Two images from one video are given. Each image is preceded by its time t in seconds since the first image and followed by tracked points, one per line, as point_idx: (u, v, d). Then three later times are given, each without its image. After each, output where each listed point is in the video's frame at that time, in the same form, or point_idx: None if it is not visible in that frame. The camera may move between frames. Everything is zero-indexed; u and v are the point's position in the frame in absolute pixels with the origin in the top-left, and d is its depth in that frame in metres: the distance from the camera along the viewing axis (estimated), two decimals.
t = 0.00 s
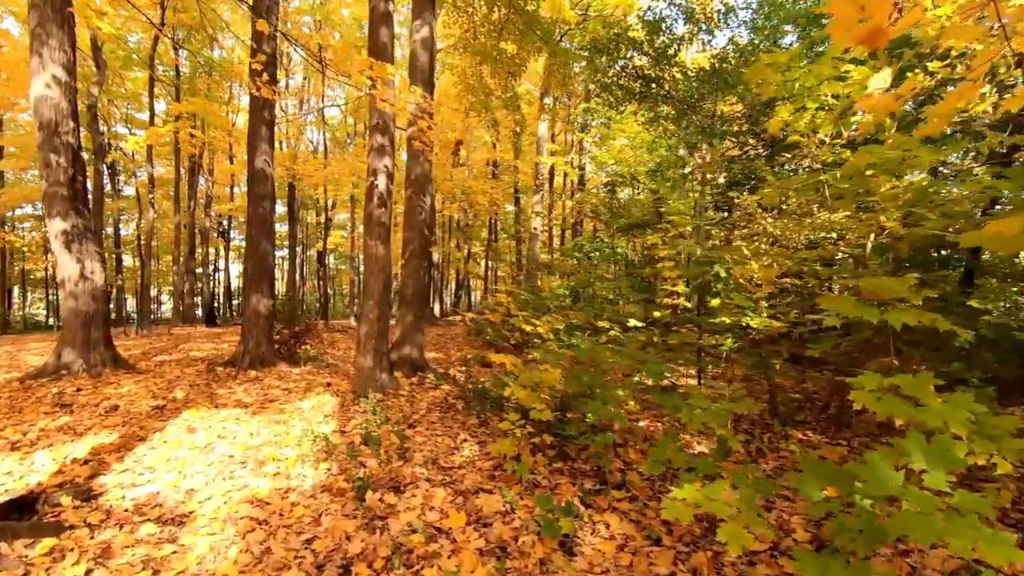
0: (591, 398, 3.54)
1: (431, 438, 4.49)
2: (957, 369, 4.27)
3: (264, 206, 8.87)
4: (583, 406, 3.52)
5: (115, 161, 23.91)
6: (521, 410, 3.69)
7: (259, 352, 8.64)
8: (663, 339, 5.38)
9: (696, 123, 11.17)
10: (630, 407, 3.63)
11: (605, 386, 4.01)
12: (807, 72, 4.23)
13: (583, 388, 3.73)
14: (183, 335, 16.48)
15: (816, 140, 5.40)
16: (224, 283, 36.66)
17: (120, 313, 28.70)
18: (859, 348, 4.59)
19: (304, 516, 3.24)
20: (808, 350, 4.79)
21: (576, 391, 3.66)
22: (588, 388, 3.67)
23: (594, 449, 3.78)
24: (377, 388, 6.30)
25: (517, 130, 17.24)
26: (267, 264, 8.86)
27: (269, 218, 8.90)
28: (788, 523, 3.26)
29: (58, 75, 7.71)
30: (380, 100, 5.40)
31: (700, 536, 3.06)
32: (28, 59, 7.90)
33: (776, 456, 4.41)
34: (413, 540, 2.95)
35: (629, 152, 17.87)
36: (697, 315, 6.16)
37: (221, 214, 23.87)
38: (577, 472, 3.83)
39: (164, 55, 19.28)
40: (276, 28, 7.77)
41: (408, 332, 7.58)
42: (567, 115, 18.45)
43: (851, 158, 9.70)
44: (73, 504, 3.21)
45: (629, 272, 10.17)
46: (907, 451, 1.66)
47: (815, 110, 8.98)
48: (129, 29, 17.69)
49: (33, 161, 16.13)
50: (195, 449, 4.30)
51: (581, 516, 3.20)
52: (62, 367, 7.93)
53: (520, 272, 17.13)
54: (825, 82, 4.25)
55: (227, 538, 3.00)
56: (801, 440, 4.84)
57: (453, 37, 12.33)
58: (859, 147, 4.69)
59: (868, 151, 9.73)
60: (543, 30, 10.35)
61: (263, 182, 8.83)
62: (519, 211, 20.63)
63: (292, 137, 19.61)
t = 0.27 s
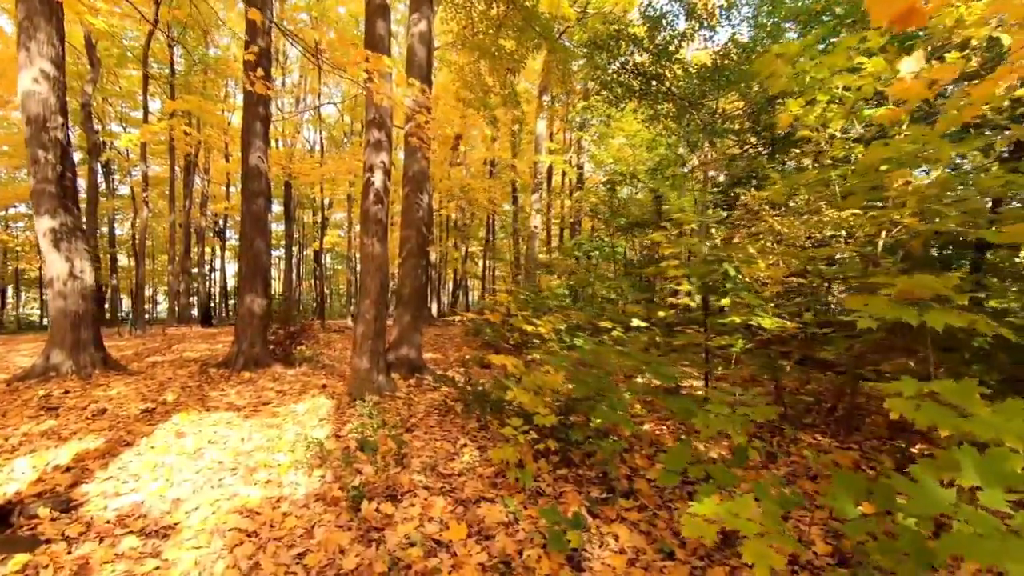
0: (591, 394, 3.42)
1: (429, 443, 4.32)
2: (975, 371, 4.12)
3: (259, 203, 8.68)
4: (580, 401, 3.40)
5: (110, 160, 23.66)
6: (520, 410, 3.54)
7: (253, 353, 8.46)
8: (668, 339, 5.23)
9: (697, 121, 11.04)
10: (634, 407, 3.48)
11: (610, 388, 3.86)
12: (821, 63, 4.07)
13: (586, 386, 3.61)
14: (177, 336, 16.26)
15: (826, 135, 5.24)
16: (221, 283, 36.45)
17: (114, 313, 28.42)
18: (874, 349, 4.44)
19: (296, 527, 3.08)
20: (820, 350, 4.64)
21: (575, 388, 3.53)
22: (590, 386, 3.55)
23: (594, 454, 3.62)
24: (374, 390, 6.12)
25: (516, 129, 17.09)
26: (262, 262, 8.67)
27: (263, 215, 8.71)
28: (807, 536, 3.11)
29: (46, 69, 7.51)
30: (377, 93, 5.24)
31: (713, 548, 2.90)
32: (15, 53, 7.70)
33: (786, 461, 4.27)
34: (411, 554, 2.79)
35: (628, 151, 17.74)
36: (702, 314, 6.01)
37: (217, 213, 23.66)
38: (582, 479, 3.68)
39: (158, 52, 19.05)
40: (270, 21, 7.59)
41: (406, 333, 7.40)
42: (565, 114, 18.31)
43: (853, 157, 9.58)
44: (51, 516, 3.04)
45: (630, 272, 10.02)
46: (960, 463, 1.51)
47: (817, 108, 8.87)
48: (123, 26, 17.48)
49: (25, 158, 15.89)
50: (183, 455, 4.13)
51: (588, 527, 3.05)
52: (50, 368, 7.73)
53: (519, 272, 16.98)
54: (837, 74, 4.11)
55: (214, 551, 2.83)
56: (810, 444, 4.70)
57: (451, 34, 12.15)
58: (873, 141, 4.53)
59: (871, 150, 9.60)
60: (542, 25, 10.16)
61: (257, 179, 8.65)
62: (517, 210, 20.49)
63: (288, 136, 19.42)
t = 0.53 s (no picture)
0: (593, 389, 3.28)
1: (428, 449, 4.17)
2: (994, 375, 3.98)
3: (254, 202, 8.51)
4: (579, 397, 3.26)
5: (105, 159, 23.44)
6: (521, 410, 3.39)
7: (248, 355, 8.29)
8: (674, 341, 5.09)
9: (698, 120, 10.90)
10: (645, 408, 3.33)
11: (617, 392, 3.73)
12: (835, 56, 3.94)
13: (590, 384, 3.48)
14: (171, 336, 16.06)
15: (836, 131, 5.11)
16: (217, 284, 36.21)
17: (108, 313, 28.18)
18: (887, 351, 4.31)
19: (289, 540, 2.94)
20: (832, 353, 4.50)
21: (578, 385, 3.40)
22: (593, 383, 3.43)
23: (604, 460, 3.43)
24: (372, 394, 5.97)
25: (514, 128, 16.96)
26: (257, 262, 8.50)
27: (258, 214, 8.54)
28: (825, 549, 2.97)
29: (35, 64, 7.33)
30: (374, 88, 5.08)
31: (728, 563, 2.76)
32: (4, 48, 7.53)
33: (797, 466, 4.14)
34: (410, 570, 2.65)
35: (627, 150, 17.61)
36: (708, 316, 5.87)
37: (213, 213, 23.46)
38: (589, 487, 3.53)
39: (153, 50, 18.84)
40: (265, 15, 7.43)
41: (404, 334, 7.24)
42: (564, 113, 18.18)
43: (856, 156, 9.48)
44: (30, 529, 2.89)
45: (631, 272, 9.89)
46: None
47: (819, 108, 8.76)
48: (118, 24, 17.28)
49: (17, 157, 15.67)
50: (172, 463, 3.97)
51: (596, 540, 2.90)
52: (40, 371, 7.56)
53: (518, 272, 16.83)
54: (849, 68, 3.97)
55: (201, 568, 2.68)
56: (821, 449, 4.57)
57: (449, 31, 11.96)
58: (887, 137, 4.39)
59: (873, 149, 9.49)
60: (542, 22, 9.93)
61: (252, 177, 8.48)
62: (515, 210, 20.36)
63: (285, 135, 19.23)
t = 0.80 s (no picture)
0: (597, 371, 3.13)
1: (430, 455, 4.05)
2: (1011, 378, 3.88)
3: (250, 201, 8.38)
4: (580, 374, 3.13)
5: (101, 158, 23.27)
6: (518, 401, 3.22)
7: (245, 356, 8.16)
8: (681, 343, 4.98)
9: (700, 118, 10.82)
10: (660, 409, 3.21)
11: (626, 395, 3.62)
12: (849, 50, 3.83)
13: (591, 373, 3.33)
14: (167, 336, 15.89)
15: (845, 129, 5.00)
16: (214, 284, 36.03)
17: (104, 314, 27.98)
18: (901, 354, 4.20)
19: (285, 552, 2.82)
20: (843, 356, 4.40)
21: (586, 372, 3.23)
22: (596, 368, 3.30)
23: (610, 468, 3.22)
24: (371, 396, 5.85)
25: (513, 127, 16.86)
26: (254, 262, 8.37)
27: (255, 213, 8.40)
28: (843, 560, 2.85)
29: (27, 60, 7.19)
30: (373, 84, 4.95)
31: None
32: None
33: (806, 471, 4.05)
34: None
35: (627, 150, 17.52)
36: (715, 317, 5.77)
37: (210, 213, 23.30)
38: (597, 495, 3.41)
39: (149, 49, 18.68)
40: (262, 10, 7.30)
41: (403, 335, 7.12)
42: (564, 113, 18.07)
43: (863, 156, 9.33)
44: (14, 541, 2.77)
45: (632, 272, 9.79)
46: None
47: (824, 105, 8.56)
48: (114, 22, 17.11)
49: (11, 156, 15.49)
50: (165, 468, 3.84)
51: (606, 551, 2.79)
52: (32, 373, 7.41)
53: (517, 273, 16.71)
54: (859, 64, 3.86)
55: None
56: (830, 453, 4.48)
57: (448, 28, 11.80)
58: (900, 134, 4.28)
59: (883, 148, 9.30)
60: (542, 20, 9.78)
61: (249, 176, 8.35)
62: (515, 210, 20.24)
63: (282, 134, 19.09)
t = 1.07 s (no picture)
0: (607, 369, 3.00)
1: (432, 459, 3.92)
2: None
3: (247, 198, 8.23)
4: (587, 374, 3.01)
5: (97, 158, 23.08)
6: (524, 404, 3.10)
7: (241, 356, 8.01)
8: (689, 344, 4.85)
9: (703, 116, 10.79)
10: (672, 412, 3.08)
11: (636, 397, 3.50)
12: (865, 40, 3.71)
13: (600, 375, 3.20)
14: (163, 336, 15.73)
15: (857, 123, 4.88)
16: (211, 284, 35.83)
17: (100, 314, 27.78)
18: (916, 354, 4.08)
19: (281, 562, 2.69)
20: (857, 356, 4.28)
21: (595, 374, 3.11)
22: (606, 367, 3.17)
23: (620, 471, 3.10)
24: (370, 398, 5.71)
25: (512, 126, 16.75)
26: (250, 260, 8.22)
27: (251, 211, 8.26)
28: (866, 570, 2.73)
29: (19, 55, 7.03)
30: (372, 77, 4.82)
31: None
32: None
33: (820, 475, 3.94)
34: None
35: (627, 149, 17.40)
36: (723, 317, 5.64)
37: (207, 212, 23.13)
38: (607, 501, 3.29)
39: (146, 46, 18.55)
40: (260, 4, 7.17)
41: (403, 336, 6.98)
42: (564, 112, 17.97)
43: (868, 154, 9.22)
44: None
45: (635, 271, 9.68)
46: None
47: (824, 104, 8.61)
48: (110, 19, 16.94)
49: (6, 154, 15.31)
50: (156, 473, 3.71)
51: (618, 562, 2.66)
52: (24, 373, 7.25)
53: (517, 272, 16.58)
54: (873, 55, 3.75)
55: None
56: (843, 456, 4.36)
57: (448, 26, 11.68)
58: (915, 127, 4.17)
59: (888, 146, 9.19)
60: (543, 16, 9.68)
61: (245, 173, 8.21)
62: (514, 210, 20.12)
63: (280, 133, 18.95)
